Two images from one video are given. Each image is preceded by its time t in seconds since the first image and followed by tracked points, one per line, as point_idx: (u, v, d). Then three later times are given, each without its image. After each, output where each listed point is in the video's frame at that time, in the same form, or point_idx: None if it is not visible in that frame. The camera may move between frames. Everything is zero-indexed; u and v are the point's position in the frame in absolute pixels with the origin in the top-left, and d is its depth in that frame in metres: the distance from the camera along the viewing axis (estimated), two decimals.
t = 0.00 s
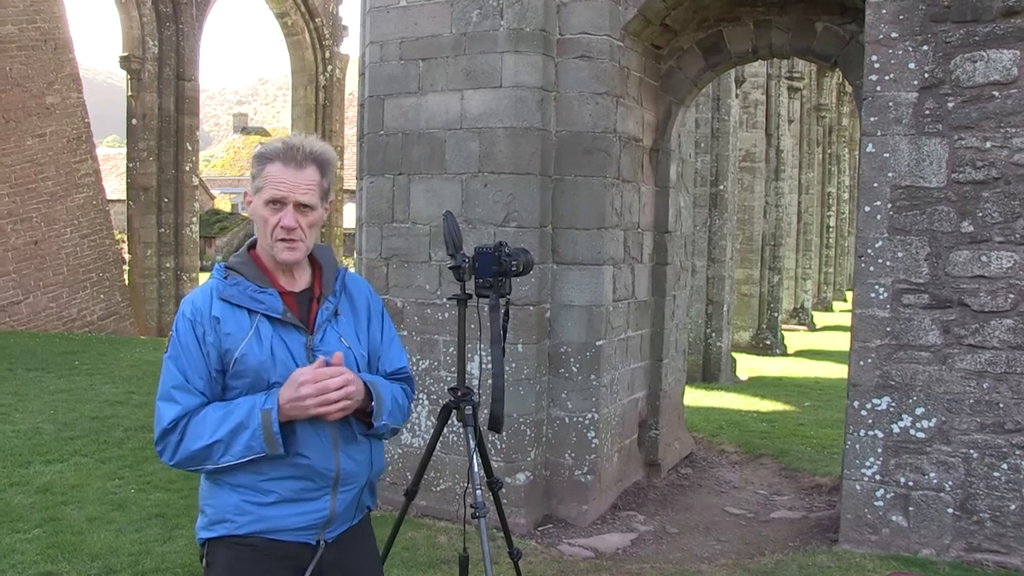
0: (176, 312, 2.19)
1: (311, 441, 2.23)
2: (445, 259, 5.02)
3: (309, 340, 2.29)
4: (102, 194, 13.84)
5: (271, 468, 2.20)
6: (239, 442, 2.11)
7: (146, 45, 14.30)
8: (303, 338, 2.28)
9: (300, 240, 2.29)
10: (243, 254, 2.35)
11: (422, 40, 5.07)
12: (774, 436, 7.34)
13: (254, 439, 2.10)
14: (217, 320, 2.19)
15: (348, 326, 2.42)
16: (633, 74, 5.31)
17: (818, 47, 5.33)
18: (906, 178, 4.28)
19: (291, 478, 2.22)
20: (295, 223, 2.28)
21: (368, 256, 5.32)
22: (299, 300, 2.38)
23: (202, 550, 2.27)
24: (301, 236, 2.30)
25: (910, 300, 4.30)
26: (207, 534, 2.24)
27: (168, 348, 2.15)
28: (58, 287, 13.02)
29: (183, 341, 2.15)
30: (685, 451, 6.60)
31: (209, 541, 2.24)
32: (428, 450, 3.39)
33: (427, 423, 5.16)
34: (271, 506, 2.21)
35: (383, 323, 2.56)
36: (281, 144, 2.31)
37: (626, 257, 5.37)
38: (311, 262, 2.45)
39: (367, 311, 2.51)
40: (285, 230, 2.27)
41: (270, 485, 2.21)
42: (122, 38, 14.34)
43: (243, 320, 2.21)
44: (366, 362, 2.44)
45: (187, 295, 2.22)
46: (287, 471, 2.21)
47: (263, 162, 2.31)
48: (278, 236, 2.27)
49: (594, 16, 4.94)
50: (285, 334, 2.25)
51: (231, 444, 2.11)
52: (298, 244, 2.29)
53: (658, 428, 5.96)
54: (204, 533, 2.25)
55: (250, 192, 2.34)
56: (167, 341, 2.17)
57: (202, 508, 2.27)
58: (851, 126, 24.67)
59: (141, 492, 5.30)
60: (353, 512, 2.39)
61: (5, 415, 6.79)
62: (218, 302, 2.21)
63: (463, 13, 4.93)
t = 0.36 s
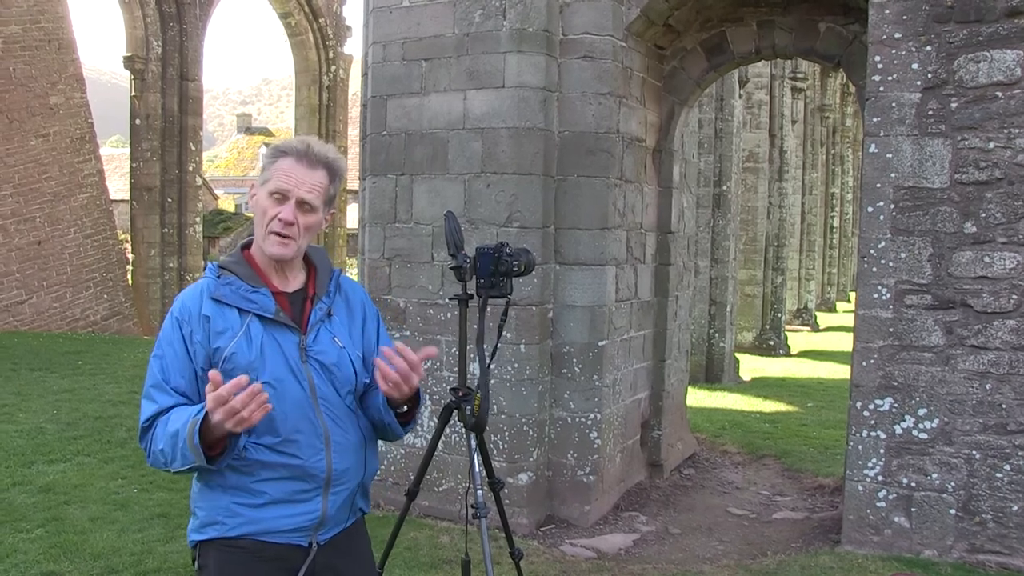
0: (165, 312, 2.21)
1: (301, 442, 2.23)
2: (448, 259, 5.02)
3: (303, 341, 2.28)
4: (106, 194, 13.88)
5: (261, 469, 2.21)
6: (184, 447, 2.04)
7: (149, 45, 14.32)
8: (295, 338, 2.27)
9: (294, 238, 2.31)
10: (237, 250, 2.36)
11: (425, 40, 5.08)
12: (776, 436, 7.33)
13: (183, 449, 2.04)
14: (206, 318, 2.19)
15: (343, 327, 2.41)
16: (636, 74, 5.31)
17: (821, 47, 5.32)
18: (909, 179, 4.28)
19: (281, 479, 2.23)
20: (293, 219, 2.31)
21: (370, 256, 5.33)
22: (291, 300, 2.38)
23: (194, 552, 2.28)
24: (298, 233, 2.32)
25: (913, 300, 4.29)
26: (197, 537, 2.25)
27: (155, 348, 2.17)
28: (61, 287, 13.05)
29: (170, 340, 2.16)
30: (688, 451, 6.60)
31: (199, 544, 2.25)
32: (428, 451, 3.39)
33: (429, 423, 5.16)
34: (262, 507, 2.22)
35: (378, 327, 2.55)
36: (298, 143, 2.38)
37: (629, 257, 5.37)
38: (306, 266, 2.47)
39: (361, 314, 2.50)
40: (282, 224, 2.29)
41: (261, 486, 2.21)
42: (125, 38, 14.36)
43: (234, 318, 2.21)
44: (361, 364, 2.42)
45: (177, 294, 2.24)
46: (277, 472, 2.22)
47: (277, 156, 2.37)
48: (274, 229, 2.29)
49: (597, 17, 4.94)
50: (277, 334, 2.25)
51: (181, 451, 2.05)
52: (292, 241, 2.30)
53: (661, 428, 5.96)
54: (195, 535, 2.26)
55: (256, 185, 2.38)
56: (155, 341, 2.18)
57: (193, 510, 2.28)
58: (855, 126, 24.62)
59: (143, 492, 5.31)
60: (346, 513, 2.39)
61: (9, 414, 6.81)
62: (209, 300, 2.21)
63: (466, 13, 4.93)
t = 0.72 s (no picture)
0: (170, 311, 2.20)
1: (306, 441, 2.24)
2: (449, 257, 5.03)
3: (308, 340, 2.29)
4: (108, 193, 13.90)
5: (266, 468, 2.21)
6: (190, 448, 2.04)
7: (152, 44, 14.34)
8: (301, 337, 2.28)
9: (300, 231, 2.32)
10: (240, 251, 2.37)
11: (427, 39, 5.08)
12: (778, 435, 7.33)
13: (193, 452, 2.03)
14: (213, 318, 2.19)
15: (347, 326, 2.42)
16: (637, 73, 5.32)
17: (822, 46, 5.32)
18: (910, 178, 4.28)
19: (285, 478, 2.23)
20: (297, 213, 2.32)
21: (372, 255, 5.33)
22: (297, 299, 2.39)
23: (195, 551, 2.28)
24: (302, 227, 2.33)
25: (914, 299, 4.29)
26: (199, 536, 2.25)
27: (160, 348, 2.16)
28: (63, 286, 13.06)
29: (177, 339, 2.16)
30: (689, 450, 6.60)
31: (201, 543, 2.25)
32: (429, 449, 3.39)
33: (430, 421, 5.17)
34: (266, 506, 2.22)
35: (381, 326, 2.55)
36: (291, 139, 2.39)
37: (630, 256, 5.37)
38: (310, 264, 2.48)
39: (365, 313, 2.50)
40: (286, 219, 2.30)
41: (266, 485, 2.22)
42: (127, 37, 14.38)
43: (241, 317, 2.22)
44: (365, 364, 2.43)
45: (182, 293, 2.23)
46: (282, 471, 2.22)
47: (271, 154, 2.38)
48: (279, 225, 2.30)
49: (598, 15, 4.94)
50: (284, 333, 2.26)
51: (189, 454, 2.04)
52: (298, 235, 2.31)
53: (662, 427, 5.96)
54: (196, 534, 2.26)
55: (254, 185, 2.39)
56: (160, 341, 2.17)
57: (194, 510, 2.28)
58: (857, 125, 24.60)
59: (145, 490, 5.32)
60: (348, 511, 2.40)
61: (11, 412, 6.82)
62: (216, 299, 2.22)
63: (468, 11, 4.93)
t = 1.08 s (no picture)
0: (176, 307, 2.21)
1: (305, 440, 2.23)
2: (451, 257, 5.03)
3: (311, 338, 2.30)
4: (110, 192, 13.90)
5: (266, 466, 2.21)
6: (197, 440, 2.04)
7: (154, 43, 14.35)
8: (304, 335, 2.29)
9: (308, 224, 2.33)
10: (246, 248, 2.38)
11: (429, 39, 5.08)
12: (778, 436, 7.33)
13: (226, 445, 2.07)
14: (216, 315, 2.20)
15: (351, 324, 2.42)
16: (639, 74, 5.32)
17: (825, 47, 5.32)
18: (912, 179, 4.28)
19: (285, 476, 2.23)
20: (304, 205, 2.33)
21: (374, 255, 5.33)
22: (301, 296, 2.39)
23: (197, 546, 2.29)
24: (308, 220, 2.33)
25: (915, 301, 4.30)
26: (201, 531, 2.26)
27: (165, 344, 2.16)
28: (65, 285, 13.07)
29: (182, 335, 2.16)
30: (690, 451, 6.60)
31: (203, 538, 2.26)
32: (431, 448, 3.41)
33: (431, 421, 5.18)
34: (265, 504, 2.22)
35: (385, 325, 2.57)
36: (297, 134, 2.41)
37: (631, 257, 5.37)
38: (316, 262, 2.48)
39: (369, 312, 2.51)
40: (293, 211, 2.31)
41: (267, 483, 2.21)
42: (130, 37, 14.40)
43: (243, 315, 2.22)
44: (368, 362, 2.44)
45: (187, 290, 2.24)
46: (283, 469, 2.22)
47: (277, 148, 2.39)
48: (286, 218, 2.31)
49: (601, 16, 4.94)
50: (287, 331, 2.26)
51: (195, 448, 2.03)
52: (305, 227, 2.33)
53: (663, 427, 5.97)
54: (198, 529, 2.26)
55: (260, 182, 2.40)
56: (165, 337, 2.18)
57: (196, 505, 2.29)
58: (859, 126, 24.59)
59: (146, 489, 5.33)
60: (348, 511, 2.39)
61: (13, 411, 6.82)
62: (220, 296, 2.22)
63: (470, 12, 4.94)
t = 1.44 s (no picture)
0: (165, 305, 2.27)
1: (291, 439, 2.23)
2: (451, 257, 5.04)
3: (302, 335, 2.29)
4: (111, 192, 13.92)
5: (252, 466, 2.22)
6: (155, 429, 2.09)
7: (156, 43, 14.37)
8: (295, 332, 2.29)
9: (294, 218, 2.35)
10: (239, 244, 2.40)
11: (430, 39, 5.09)
12: (779, 437, 7.33)
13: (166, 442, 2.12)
14: (200, 312, 2.23)
15: (347, 323, 2.42)
16: (640, 74, 5.32)
17: (825, 48, 5.32)
18: (913, 180, 4.29)
19: (272, 476, 2.23)
20: (291, 199, 2.35)
21: (375, 254, 5.34)
22: (294, 294, 2.40)
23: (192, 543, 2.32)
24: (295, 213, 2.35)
25: (916, 301, 4.30)
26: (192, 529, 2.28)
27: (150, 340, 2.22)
28: (66, 284, 13.09)
29: (168, 332, 2.20)
30: (690, 451, 6.61)
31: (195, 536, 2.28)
32: (431, 446, 3.45)
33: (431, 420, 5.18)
34: (251, 505, 2.22)
35: (390, 324, 2.57)
36: (285, 131, 2.42)
37: (632, 257, 5.38)
38: (312, 259, 2.50)
39: (368, 310, 2.50)
40: (280, 205, 2.34)
41: (252, 482, 2.22)
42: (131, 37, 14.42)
43: (228, 314, 2.25)
44: (365, 361, 2.43)
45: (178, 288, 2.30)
46: (269, 469, 2.22)
47: (269, 144, 2.42)
48: (273, 212, 2.34)
49: (602, 16, 4.95)
50: (274, 329, 2.27)
51: (150, 434, 2.08)
52: (292, 221, 2.34)
53: (663, 427, 5.97)
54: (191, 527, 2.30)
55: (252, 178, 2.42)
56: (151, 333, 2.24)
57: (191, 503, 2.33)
58: (861, 126, 24.57)
59: (147, 488, 5.33)
60: (340, 511, 2.38)
61: (14, 410, 6.83)
62: (207, 294, 2.26)
63: (471, 12, 4.95)
